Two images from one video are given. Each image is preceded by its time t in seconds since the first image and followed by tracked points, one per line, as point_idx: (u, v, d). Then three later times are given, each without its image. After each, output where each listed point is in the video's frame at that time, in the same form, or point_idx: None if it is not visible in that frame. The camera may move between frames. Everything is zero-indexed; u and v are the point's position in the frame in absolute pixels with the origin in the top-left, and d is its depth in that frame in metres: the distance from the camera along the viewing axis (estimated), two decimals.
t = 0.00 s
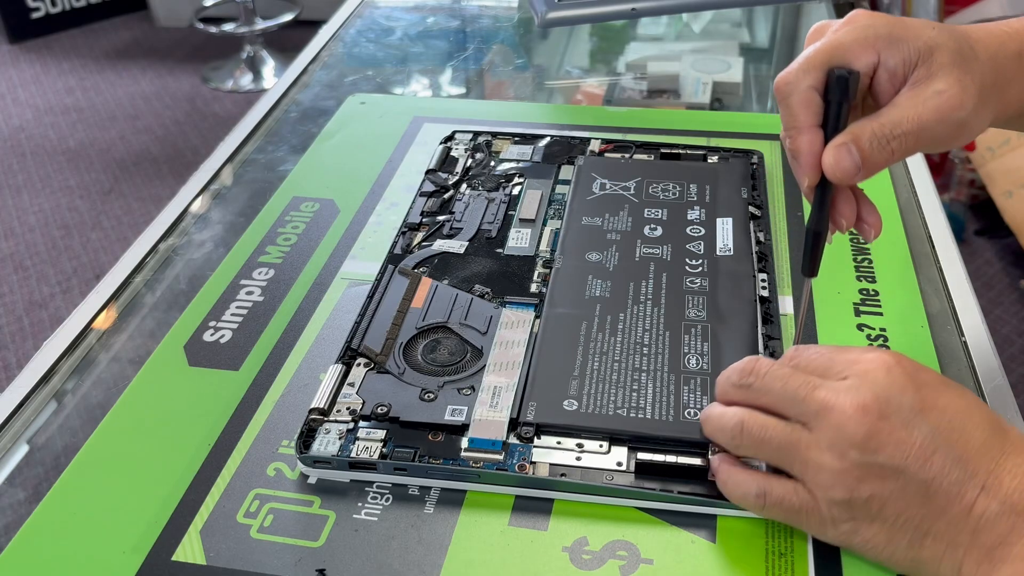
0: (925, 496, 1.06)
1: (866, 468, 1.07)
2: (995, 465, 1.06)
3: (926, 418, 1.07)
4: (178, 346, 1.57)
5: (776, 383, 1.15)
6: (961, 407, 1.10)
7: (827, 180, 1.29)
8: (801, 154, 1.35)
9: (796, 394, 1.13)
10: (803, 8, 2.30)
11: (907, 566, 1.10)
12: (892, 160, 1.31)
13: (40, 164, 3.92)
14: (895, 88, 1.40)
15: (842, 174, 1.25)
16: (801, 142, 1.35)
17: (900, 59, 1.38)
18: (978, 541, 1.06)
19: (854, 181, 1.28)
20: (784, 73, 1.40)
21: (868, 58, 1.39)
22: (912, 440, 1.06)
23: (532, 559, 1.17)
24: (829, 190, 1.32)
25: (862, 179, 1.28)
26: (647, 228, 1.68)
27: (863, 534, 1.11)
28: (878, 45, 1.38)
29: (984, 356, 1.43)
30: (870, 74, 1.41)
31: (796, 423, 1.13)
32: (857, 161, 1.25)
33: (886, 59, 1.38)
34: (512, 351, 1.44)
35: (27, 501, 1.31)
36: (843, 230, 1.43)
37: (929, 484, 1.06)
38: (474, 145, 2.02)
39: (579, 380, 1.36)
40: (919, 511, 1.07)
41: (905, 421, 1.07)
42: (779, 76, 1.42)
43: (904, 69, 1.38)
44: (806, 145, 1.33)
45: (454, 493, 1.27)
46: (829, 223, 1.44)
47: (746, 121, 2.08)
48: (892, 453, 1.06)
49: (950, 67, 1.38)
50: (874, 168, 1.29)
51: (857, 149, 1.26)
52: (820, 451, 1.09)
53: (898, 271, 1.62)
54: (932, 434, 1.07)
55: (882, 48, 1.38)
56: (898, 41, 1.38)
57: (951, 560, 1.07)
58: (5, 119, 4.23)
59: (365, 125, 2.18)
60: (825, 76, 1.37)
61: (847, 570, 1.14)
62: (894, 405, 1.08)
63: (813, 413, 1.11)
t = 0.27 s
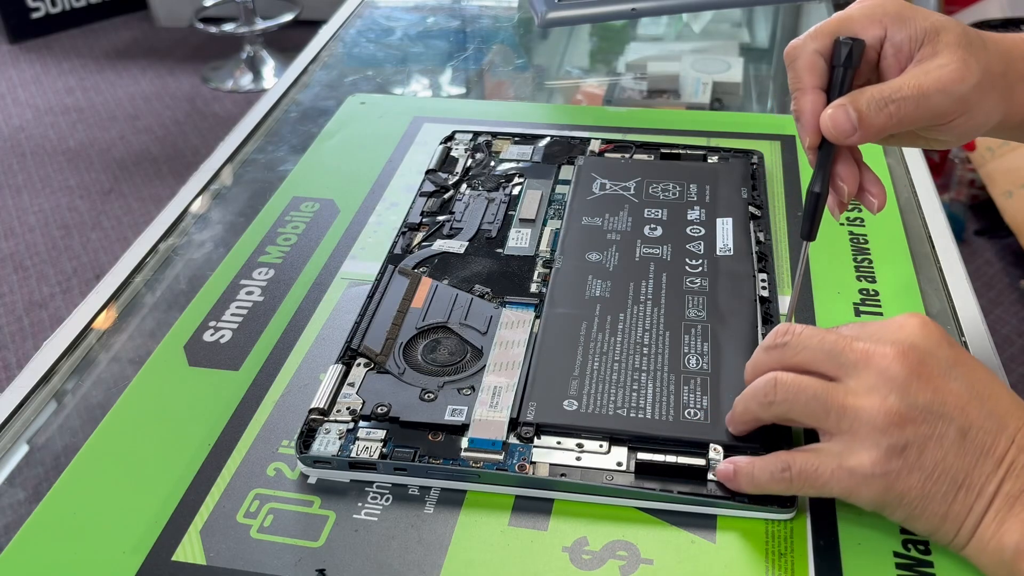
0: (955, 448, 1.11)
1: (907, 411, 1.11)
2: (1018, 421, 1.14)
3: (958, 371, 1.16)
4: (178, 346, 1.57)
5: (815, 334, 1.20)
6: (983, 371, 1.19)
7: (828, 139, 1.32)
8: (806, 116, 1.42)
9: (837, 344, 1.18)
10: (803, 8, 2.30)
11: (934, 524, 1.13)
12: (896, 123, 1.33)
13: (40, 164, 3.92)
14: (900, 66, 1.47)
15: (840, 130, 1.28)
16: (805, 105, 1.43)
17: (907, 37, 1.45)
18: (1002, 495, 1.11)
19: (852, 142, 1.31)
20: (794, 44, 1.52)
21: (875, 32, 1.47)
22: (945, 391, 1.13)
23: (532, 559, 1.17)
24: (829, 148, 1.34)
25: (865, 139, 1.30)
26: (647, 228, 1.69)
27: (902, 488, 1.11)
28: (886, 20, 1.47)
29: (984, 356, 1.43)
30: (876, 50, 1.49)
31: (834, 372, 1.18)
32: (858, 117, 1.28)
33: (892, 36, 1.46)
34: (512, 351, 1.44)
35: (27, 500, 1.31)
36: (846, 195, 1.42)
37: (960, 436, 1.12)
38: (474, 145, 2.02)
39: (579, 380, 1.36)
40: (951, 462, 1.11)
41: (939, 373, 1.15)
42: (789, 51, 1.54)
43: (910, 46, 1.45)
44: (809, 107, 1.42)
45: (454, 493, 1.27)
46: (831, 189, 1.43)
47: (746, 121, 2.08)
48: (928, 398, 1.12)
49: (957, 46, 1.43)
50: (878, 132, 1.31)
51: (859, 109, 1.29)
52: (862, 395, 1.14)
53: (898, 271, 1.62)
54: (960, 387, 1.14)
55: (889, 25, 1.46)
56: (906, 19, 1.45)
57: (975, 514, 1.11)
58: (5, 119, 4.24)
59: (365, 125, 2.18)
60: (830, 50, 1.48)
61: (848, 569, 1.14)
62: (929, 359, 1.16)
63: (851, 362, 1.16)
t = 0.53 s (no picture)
0: (943, 440, 1.11)
1: (895, 401, 1.11)
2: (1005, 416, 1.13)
3: (947, 365, 1.14)
4: (178, 346, 1.57)
5: (807, 321, 1.19)
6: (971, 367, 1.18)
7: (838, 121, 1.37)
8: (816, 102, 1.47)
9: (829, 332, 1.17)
10: (803, 8, 2.30)
11: (918, 514, 1.13)
12: (904, 109, 1.37)
13: (40, 164, 3.92)
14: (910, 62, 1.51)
15: (848, 111, 1.33)
16: (815, 92, 1.48)
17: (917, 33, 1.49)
18: (988, 486, 1.11)
19: (861, 124, 1.34)
20: (807, 38, 1.58)
21: (887, 28, 1.52)
22: (933, 381, 1.12)
23: (532, 559, 1.17)
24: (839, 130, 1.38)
25: (874, 123, 1.34)
26: (647, 228, 1.68)
27: (886, 476, 1.11)
28: (898, 17, 1.51)
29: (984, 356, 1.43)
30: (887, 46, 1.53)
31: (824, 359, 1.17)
32: (867, 98, 1.32)
33: (903, 32, 1.51)
34: (512, 351, 1.44)
35: (27, 501, 1.31)
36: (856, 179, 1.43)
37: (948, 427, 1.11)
38: (474, 145, 2.02)
39: (579, 380, 1.36)
40: (938, 453, 1.11)
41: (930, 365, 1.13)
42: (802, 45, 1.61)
43: (920, 42, 1.49)
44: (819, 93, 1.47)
45: (454, 493, 1.27)
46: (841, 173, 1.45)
47: (746, 121, 2.08)
48: (916, 388, 1.11)
49: (967, 41, 1.46)
50: (887, 116, 1.35)
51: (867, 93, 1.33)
52: (851, 384, 1.13)
53: (898, 271, 1.62)
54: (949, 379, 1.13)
55: (900, 22, 1.51)
56: (917, 17, 1.50)
57: (960, 504, 1.11)
58: (5, 120, 4.24)
59: (365, 125, 2.18)
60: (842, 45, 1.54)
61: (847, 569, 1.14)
62: (919, 351, 1.14)
63: (843, 350, 1.15)
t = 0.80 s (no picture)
0: (952, 476, 0.98)
1: (883, 451, 0.98)
2: (1023, 440, 0.95)
3: (945, 399, 0.95)
4: (178, 346, 1.57)
5: (784, 361, 1.06)
6: (987, 380, 0.96)
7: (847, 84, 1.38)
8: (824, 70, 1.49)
9: (810, 374, 1.03)
10: (803, 8, 2.30)
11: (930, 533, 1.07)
12: (914, 73, 1.39)
13: (40, 164, 3.92)
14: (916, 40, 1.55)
15: (857, 72, 1.34)
16: (822, 61, 1.50)
17: (922, 11, 1.54)
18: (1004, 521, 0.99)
19: (871, 86, 1.36)
20: (813, 17, 1.63)
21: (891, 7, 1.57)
22: (931, 420, 0.96)
23: (532, 559, 1.17)
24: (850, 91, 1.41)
25: (884, 84, 1.36)
26: (647, 228, 1.68)
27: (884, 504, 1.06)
28: None
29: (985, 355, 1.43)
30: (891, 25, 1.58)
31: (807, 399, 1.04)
32: (877, 62, 1.34)
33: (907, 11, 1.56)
34: (512, 351, 1.44)
35: (27, 501, 1.30)
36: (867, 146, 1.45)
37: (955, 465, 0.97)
38: (474, 145, 2.02)
39: (579, 380, 1.36)
40: (947, 489, 0.99)
41: (924, 399, 0.95)
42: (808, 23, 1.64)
43: (926, 18, 1.53)
44: (827, 60, 1.49)
45: (454, 493, 1.27)
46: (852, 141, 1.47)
47: (745, 121, 2.08)
48: (909, 434, 0.96)
49: (972, 16, 1.50)
50: (898, 78, 1.36)
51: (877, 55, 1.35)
52: (835, 433, 1.01)
53: (898, 270, 1.62)
54: (952, 410, 0.95)
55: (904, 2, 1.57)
56: None
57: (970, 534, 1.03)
58: (6, 120, 4.23)
59: (365, 125, 2.18)
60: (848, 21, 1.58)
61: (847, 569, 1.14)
62: (911, 387, 0.95)
63: (827, 394, 1.01)
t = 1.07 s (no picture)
0: (926, 466, 1.03)
1: (861, 444, 1.05)
2: (986, 477, 1.02)
3: (903, 450, 1.03)
4: (178, 346, 1.57)
5: (778, 351, 1.14)
6: (946, 426, 1.02)
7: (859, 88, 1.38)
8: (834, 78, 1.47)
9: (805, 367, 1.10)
10: (803, 8, 2.30)
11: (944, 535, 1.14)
12: (926, 75, 1.39)
13: (40, 164, 3.92)
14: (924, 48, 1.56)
15: (871, 76, 1.34)
16: (832, 69, 1.49)
17: (927, 22, 1.55)
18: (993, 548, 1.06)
19: (886, 90, 1.36)
20: (819, 28, 1.63)
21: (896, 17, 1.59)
22: (906, 416, 1.02)
23: (532, 559, 1.17)
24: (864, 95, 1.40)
25: (896, 87, 1.35)
26: (647, 228, 1.68)
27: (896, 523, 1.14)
28: (907, 8, 1.59)
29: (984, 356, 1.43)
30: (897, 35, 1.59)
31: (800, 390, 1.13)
32: (888, 65, 1.34)
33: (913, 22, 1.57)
34: (512, 351, 1.44)
35: (27, 501, 1.30)
36: (884, 149, 1.43)
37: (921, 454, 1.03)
38: (474, 145, 2.02)
39: (579, 380, 1.36)
40: (922, 479, 1.04)
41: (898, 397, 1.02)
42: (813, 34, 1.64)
43: (934, 26, 1.55)
44: (837, 68, 1.48)
45: (454, 493, 1.27)
46: (867, 146, 1.45)
47: (745, 121, 2.08)
48: (884, 428, 1.03)
49: (979, 24, 1.53)
50: (909, 81, 1.36)
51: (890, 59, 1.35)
52: (821, 425, 1.10)
53: (898, 271, 1.62)
54: (922, 405, 1.02)
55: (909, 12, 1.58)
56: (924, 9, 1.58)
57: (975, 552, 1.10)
58: (6, 120, 4.23)
59: (365, 125, 2.18)
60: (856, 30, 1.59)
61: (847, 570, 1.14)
62: (869, 443, 1.04)
63: (816, 386, 1.09)
